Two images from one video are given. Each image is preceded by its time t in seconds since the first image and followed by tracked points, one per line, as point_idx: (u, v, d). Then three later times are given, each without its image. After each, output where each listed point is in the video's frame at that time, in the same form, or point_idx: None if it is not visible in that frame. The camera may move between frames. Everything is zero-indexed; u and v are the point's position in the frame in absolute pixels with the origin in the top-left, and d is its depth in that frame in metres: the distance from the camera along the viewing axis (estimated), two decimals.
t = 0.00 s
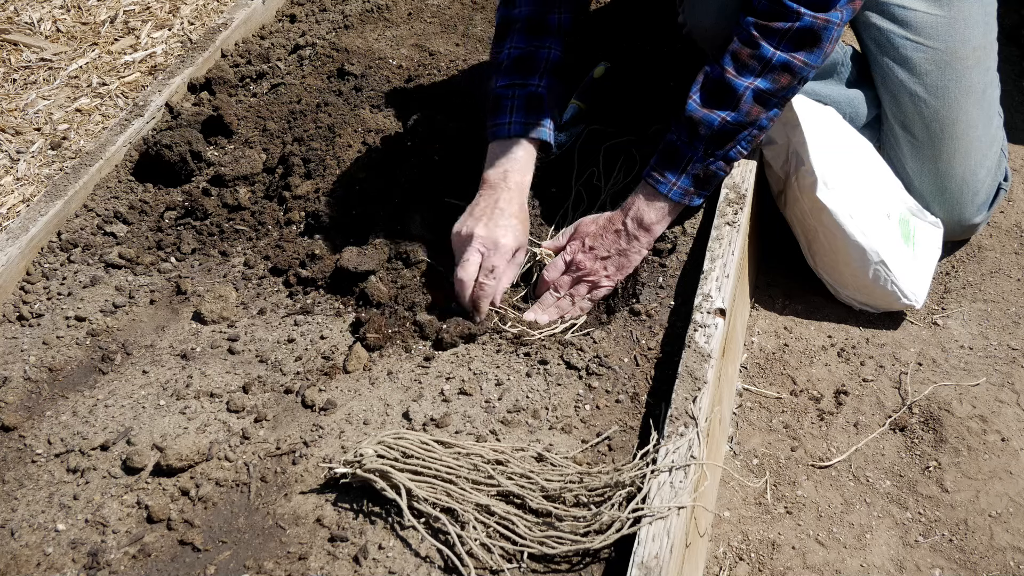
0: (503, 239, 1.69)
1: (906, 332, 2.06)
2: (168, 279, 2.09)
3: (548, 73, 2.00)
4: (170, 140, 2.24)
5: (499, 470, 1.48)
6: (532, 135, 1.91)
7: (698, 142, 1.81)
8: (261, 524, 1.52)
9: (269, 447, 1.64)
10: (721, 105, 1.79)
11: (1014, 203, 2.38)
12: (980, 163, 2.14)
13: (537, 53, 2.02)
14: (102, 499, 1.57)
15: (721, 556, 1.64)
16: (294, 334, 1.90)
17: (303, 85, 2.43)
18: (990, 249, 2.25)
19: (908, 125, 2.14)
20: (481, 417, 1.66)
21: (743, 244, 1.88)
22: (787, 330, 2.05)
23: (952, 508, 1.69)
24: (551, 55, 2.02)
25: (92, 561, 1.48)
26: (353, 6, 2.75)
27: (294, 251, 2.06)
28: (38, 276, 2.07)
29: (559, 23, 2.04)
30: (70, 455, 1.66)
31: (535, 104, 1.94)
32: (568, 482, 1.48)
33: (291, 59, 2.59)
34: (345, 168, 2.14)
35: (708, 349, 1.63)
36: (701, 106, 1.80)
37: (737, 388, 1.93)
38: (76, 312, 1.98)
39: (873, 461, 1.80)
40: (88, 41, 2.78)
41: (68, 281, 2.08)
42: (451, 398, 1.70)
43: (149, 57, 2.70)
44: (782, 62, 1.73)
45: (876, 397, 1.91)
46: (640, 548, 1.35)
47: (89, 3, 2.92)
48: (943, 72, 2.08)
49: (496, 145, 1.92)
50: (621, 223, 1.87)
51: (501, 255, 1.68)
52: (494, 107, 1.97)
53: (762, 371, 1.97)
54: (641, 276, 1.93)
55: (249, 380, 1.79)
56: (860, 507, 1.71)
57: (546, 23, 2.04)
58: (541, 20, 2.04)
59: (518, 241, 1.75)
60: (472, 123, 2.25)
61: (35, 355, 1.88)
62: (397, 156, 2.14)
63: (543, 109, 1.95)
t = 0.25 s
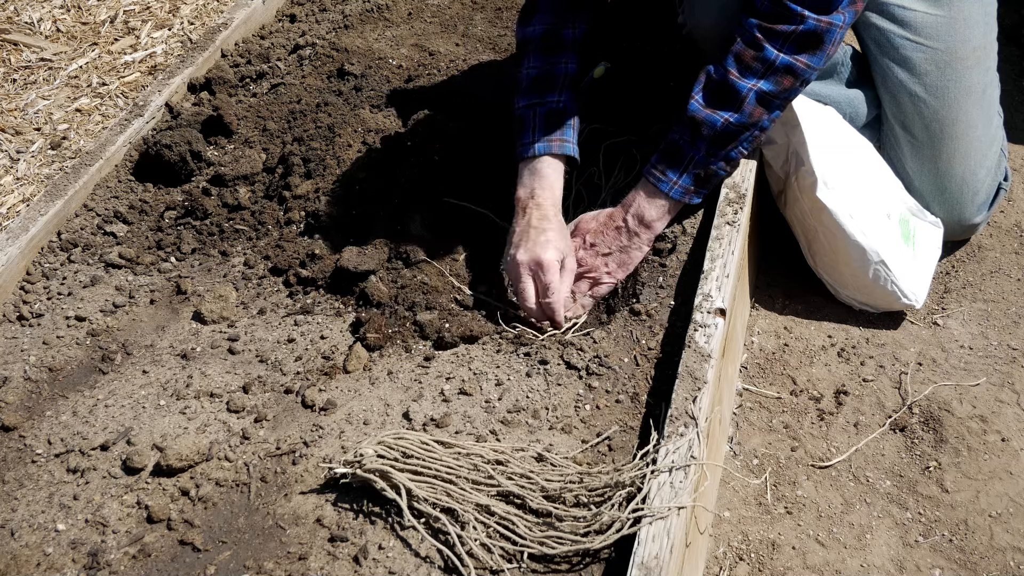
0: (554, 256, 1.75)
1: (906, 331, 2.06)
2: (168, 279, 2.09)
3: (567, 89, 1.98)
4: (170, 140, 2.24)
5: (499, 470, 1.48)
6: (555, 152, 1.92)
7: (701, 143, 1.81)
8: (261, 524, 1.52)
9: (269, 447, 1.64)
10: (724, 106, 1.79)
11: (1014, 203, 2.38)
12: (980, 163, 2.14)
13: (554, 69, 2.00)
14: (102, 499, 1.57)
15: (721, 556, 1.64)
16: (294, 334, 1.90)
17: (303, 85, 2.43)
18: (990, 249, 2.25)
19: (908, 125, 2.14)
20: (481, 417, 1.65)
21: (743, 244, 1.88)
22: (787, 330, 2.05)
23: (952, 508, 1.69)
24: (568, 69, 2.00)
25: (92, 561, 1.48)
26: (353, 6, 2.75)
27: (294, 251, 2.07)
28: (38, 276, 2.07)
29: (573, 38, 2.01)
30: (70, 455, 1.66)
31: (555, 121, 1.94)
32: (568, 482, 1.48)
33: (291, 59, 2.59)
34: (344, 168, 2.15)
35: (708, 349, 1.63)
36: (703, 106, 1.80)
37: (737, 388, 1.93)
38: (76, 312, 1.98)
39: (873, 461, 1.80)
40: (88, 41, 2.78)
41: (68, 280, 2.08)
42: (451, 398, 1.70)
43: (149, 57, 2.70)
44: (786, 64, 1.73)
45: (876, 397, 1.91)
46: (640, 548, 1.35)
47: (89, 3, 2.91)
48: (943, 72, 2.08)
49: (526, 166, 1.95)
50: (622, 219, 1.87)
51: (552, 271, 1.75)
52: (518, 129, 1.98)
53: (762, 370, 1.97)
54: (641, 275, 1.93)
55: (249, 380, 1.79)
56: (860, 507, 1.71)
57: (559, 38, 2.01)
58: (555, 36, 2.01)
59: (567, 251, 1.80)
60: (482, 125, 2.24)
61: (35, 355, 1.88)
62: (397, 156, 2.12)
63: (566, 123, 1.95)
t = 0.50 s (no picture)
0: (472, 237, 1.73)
1: (906, 332, 2.06)
2: (168, 279, 2.09)
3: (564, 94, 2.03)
4: (170, 140, 2.24)
5: (500, 470, 1.48)
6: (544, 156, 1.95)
7: (703, 143, 1.81)
8: (261, 524, 1.52)
9: (269, 447, 1.64)
10: (726, 106, 1.79)
11: (1014, 203, 2.38)
12: (981, 163, 2.14)
13: (553, 75, 2.05)
14: (102, 499, 1.58)
15: (721, 556, 1.64)
16: (294, 334, 1.90)
17: (303, 85, 2.43)
18: (990, 249, 2.25)
19: (908, 125, 2.15)
20: (481, 417, 1.65)
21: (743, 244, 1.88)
22: (787, 330, 2.05)
23: (952, 508, 1.70)
24: (566, 75, 2.05)
25: (92, 561, 1.48)
26: (353, 6, 2.75)
27: (294, 251, 2.07)
28: (38, 276, 2.07)
29: (574, 46, 2.07)
30: (70, 455, 1.66)
31: (547, 125, 1.98)
32: (568, 482, 1.48)
33: (291, 59, 2.59)
34: (344, 168, 2.15)
35: (708, 349, 1.63)
36: (705, 107, 1.80)
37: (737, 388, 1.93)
38: (76, 312, 1.98)
39: (873, 461, 1.80)
40: (88, 41, 2.78)
41: (69, 281, 2.08)
42: (451, 398, 1.69)
43: (149, 57, 2.70)
44: (788, 65, 1.73)
45: (876, 397, 1.91)
46: (640, 548, 1.35)
47: (89, 3, 2.92)
48: (943, 72, 2.08)
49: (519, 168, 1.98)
50: (625, 220, 1.87)
51: (468, 251, 1.72)
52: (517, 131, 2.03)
53: (762, 370, 1.97)
54: (641, 275, 1.93)
55: (249, 380, 1.79)
56: (860, 507, 1.71)
57: (560, 46, 2.07)
58: (557, 43, 2.08)
59: (492, 233, 1.75)
60: (485, 117, 2.24)
61: (35, 355, 1.88)
62: (396, 155, 2.14)
63: (560, 127, 1.98)
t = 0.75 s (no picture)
0: (482, 250, 1.86)
1: (906, 332, 2.06)
2: (168, 279, 2.09)
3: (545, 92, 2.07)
4: (170, 140, 2.24)
5: (499, 470, 1.48)
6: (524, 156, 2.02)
7: (702, 143, 1.81)
8: (261, 524, 1.52)
9: (269, 447, 1.64)
10: (724, 105, 1.79)
11: (1014, 203, 2.38)
12: (981, 163, 2.14)
13: (535, 73, 2.09)
14: (102, 499, 1.58)
15: (721, 556, 1.64)
16: (294, 334, 1.90)
17: (303, 85, 2.43)
18: (990, 249, 2.25)
19: (908, 125, 2.15)
20: (481, 417, 1.65)
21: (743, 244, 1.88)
22: (787, 330, 2.05)
23: (952, 508, 1.69)
24: (547, 73, 2.08)
25: (92, 561, 1.48)
26: (352, 6, 2.75)
27: (294, 251, 2.07)
28: (38, 276, 2.07)
29: (558, 43, 2.09)
30: (70, 455, 1.66)
31: (528, 123, 2.03)
32: (568, 482, 1.48)
33: (291, 59, 2.59)
34: (342, 168, 2.14)
35: (708, 349, 1.63)
36: (704, 106, 1.80)
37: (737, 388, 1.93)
38: (76, 312, 1.98)
39: (873, 461, 1.80)
40: (88, 41, 2.78)
41: (69, 281, 2.08)
42: (451, 398, 1.69)
43: (149, 57, 2.70)
44: (786, 63, 1.73)
45: (876, 397, 1.91)
46: (640, 548, 1.35)
47: (89, 3, 2.92)
48: (943, 72, 2.08)
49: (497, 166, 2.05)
50: (624, 221, 1.88)
51: (483, 265, 1.85)
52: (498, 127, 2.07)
53: (762, 370, 1.97)
54: (641, 275, 1.93)
55: (249, 380, 1.79)
56: (860, 507, 1.71)
57: (543, 42, 2.10)
58: (541, 39, 2.11)
59: (498, 245, 1.88)
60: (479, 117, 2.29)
61: (35, 355, 1.88)
62: (397, 156, 2.13)
63: (539, 127, 2.03)
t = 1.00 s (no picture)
0: (470, 238, 1.88)
1: (906, 332, 2.06)
2: (168, 279, 2.09)
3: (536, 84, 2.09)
4: (170, 140, 2.24)
5: (500, 470, 1.48)
6: (517, 147, 2.03)
7: (702, 145, 1.81)
8: (261, 524, 1.52)
9: (269, 447, 1.64)
10: (725, 107, 1.79)
11: (1014, 204, 2.38)
12: (981, 163, 2.14)
13: (526, 66, 2.11)
14: (102, 499, 1.58)
15: (721, 556, 1.64)
16: (294, 334, 1.90)
17: (303, 85, 2.43)
18: (990, 249, 2.25)
19: (908, 125, 2.14)
20: (481, 418, 1.65)
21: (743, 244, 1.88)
22: (787, 330, 2.05)
23: (952, 508, 1.70)
24: (539, 67, 2.11)
25: (92, 561, 1.48)
26: (352, 6, 2.75)
27: (294, 251, 2.07)
28: (38, 276, 2.07)
29: (549, 37, 2.12)
30: (70, 455, 1.66)
31: (520, 115, 2.05)
32: (568, 482, 1.48)
33: (291, 59, 2.59)
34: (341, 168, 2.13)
35: (708, 349, 1.63)
36: (704, 108, 1.80)
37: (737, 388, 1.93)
38: (76, 312, 1.98)
39: (873, 461, 1.80)
40: (88, 41, 2.78)
41: (69, 281, 2.08)
42: (451, 398, 1.69)
43: (149, 57, 2.70)
44: (786, 64, 1.73)
45: (876, 397, 1.91)
46: (640, 549, 1.35)
47: (89, 3, 2.91)
48: (943, 72, 2.08)
49: (484, 157, 2.05)
50: (625, 223, 1.88)
51: (470, 253, 1.87)
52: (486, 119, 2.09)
53: (762, 371, 1.97)
54: (641, 275, 1.93)
55: (249, 380, 1.79)
56: (860, 508, 1.71)
57: (534, 36, 2.12)
58: (532, 33, 2.12)
59: (485, 233, 1.91)
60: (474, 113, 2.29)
61: (35, 355, 1.88)
62: (398, 155, 2.12)
63: (530, 118, 2.05)
